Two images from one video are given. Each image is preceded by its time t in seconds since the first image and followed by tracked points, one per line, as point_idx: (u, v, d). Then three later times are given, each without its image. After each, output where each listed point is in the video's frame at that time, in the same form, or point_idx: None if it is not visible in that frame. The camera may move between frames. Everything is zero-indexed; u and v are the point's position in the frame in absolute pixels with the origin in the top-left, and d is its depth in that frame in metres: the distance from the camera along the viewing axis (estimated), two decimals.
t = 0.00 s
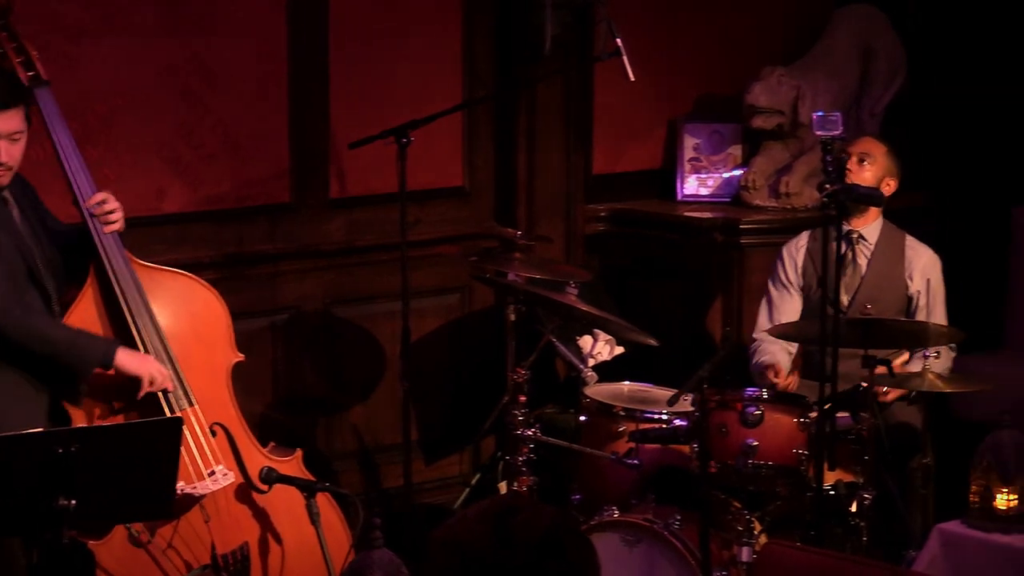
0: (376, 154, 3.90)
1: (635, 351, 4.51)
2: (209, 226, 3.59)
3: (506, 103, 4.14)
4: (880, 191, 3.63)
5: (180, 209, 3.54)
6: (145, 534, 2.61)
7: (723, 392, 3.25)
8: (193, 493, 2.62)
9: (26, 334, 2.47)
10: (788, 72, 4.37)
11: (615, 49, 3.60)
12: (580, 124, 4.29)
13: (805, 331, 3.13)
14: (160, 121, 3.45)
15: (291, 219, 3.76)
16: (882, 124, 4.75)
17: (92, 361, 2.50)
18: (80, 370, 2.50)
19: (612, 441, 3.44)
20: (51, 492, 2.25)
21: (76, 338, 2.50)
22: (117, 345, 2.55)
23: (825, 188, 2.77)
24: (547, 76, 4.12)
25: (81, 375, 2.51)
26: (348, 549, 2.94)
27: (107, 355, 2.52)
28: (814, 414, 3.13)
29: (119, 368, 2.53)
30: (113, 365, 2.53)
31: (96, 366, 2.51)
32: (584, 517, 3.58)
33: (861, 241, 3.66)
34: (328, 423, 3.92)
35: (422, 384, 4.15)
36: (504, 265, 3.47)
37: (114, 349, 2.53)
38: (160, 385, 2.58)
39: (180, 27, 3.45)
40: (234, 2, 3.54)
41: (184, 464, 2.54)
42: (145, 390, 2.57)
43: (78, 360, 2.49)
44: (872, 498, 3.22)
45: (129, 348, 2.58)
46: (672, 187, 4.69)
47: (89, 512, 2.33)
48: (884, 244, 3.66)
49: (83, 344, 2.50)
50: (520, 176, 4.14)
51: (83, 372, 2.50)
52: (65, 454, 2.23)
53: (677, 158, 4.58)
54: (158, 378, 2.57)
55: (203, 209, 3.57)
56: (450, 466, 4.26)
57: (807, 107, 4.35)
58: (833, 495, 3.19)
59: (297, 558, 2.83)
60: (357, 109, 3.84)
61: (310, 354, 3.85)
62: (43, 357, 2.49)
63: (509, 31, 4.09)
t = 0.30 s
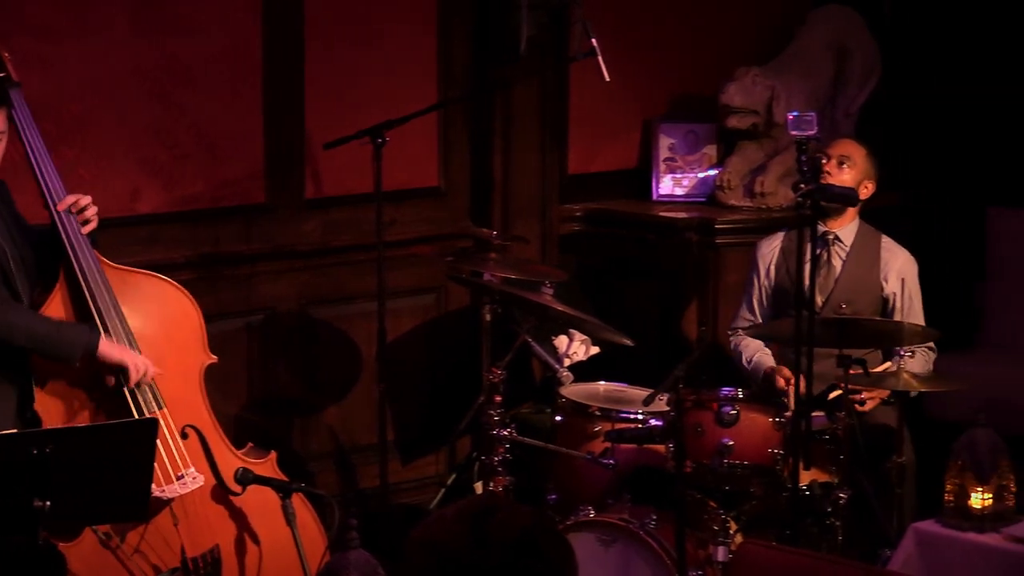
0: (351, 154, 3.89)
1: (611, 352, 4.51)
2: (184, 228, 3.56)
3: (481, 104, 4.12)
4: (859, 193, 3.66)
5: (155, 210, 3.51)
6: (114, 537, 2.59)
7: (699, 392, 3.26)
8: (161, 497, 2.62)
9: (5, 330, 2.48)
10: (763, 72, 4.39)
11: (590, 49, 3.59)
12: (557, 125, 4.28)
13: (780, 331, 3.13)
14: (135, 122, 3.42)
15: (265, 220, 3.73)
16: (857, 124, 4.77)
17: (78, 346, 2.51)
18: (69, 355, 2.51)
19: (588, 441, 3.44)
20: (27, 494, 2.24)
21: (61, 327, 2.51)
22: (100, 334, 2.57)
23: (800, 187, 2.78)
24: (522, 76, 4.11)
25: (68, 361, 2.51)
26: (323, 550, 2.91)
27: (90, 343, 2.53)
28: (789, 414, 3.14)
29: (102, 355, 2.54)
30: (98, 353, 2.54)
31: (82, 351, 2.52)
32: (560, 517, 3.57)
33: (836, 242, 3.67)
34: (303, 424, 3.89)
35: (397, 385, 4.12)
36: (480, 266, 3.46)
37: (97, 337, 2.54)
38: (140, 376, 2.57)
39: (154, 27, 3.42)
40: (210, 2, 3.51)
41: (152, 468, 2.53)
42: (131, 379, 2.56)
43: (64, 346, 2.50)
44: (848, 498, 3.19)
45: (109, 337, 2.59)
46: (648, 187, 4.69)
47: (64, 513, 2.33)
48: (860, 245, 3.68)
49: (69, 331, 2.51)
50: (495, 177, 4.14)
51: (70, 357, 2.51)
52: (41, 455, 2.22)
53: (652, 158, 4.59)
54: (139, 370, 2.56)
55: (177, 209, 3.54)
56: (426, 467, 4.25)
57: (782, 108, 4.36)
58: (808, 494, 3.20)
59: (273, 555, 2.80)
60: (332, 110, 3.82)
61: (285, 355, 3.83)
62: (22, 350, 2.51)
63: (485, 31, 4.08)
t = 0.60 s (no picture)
0: (329, 154, 3.87)
1: (590, 351, 4.51)
2: (163, 228, 3.54)
3: (460, 103, 4.11)
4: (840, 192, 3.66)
5: (134, 210, 3.48)
6: (96, 536, 2.57)
7: (678, 391, 3.26)
8: (142, 495, 2.60)
9: None
10: (741, 72, 4.40)
11: (568, 49, 3.59)
12: (535, 125, 4.28)
13: (757, 330, 3.14)
14: (114, 121, 3.40)
15: (244, 220, 3.71)
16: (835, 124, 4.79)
17: (55, 357, 2.49)
18: (43, 366, 2.48)
19: (567, 441, 3.43)
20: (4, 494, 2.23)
21: (38, 336, 2.48)
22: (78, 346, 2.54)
23: (778, 186, 2.79)
24: (499, 76, 4.10)
25: (43, 372, 2.49)
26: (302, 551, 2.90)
27: (68, 355, 2.50)
28: (768, 414, 3.16)
29: (79, 367, 2.51)
30: (74, 366, 2.51)
31: (57, 363, 2.50)
32: (540, 517, 3.55)
33: (817, 241, 3.68)
34: (282, 424, 3.88)
35: (375, 385, 4.11)
36: (458, 266, 3.44)
37: (74, 349, 2.51)
38: (117, 382, 2.56)
39: (133, 27, 3.40)
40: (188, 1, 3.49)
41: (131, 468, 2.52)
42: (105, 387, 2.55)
43: (40, 355, 2.48)
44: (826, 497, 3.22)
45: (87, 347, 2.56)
46: (626, 186, 4.69)
47: (42, 513, 2.33)
48: (840, 246, 3.69)
49: (46, 342, 2.48)
50: (473, 177, 4.13)
51: (46, 369, 2.48)
52: (19, 456, 2.20)
53: (630, 158, 4.60)
54: (115, 376, 2.55)
55: (155, 209, 3.52)
56: (405, 466, 4.23)
57: (760, 107, 4.37)
58: (787, 492, 3.20)
59: (251, 556, 2.79)
60: (310, 109, 3.80)
61: (264, 355, 3.80)
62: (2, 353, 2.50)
63: (464, 31, 4.07)
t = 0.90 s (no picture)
0: (312, 154, 3.86)
1: (574, 351, 4.51)
2: (146, 228, 3.52)
3: (444, 103, 4.10)
4: (828, 195, 3.67)
5: (116, 210, 3.46)
6: (79, 537, 2.55)
7: (662, 390, 3.25)
8: (126, 495, 2.59)
9: None
10: (724, 72, 4.40)
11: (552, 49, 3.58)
12: (519, 125, 4.27)
13: (743, 330, 3.14)
14: (97, 121, 3.38)
15: (227, 220, 3.69)
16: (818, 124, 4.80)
17: (34, 362, 2.47)
18: (22, 371, 2.47)
19: (551, 441, 3.43)
20: None
21: (17, 341, 2.46)
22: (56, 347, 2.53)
23: (762, 187, 2.78)
24: (483, 76, 4.09)
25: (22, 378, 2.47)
26: (285, 552, 2.89)
27: (47, 359, 2.49)
28: (752, 414, 3.14)
29: (58, 370, 2.50)
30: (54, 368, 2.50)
31: (37, 368, 2.48)
32: (522, 517, 3.57)
33: (801, 242, 3.69)
34: (266, 425, 3.86)
35: (359, 386, 4.09)
36: (442, 267, 3.42)
37: (54, 353, 2.50)
38: (98, 383, 2.56)
39: (117, 27, 3.38)
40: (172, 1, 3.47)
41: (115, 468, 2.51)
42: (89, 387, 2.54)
43: (19, 361, 2.46)
44: (810, 497, 3.22)
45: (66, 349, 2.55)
46: (610, 186, 4.69)
47: (26, 513, 2.30)
48: (825, 246, 3.70)
49: (24, 346, 2.47)
50: (457, 177, 4.12)
51: (25, 373, 2.47)
52: None
53: (614, 158, 4.60)
54: (96, 377, 2.55)
55: (138, 209, 3.50)
56: (389, 467, 4.22)
57: (744, 107, 4.37)
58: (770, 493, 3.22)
59: (234, 556, 2.78)
60: (294, 109, 3.79)
61: (247, 355, 3.78)
62: None
63: (447, 31, 4.06)
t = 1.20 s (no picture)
0: (303, 154, 3.85)
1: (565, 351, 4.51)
2: (135, 228, 3.51)
3: (434, 104, 4.10)
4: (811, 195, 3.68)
5: (106, 210, 3.45)
6: (68, 537, 2.54)
7: (653, 390, 3.25)
8: (117, 496, 2.57)
9: None
10: (715, 73, 4.40)
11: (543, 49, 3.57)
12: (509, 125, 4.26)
13: (734, 331, 3.14)
14: (87, 120, 3.36)
15: (217, 220, 3.68)
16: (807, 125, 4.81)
17: (14, 368, 2.45)
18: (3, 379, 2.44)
19: (542, 441, 3.43)
20: None
21: None
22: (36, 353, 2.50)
23: (753, 187, 2.80)
24: (473, 76, 4.07)
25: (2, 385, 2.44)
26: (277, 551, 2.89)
27: (29, 365, 2.46)
28: (743, 413, 3.17)
29: (39, 374, 2.48)
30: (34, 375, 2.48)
31: (18, 376, 2.46)
32: (515, 517, 3.55)
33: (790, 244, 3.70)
34: (257, 426, 3.85)
35: (350, 386, 4.09)
36: (433, 268, 3.42)
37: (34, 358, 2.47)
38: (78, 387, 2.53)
39: (106, 27, 3.37)
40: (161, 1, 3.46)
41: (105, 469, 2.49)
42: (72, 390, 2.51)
43: None
44: (801, 496, 3.20)
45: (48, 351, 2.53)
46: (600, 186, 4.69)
47: (15, 515, 2.29)
48: (813, 248, 3.71)
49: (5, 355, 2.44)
50: (448, 177, 4.12)
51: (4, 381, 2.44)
52: None
53: (605, 158, 4.60)
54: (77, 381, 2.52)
55: (128, 209, 3.49)
56: (381, 467, 4.22)
57: (735, 107, 4.37)
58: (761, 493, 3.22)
59: (225, 556, 2.77)
60: (284, 109, 3.78)
61: (238, 356, 3.78)
62: None
63: (437, 32, 4.05)
